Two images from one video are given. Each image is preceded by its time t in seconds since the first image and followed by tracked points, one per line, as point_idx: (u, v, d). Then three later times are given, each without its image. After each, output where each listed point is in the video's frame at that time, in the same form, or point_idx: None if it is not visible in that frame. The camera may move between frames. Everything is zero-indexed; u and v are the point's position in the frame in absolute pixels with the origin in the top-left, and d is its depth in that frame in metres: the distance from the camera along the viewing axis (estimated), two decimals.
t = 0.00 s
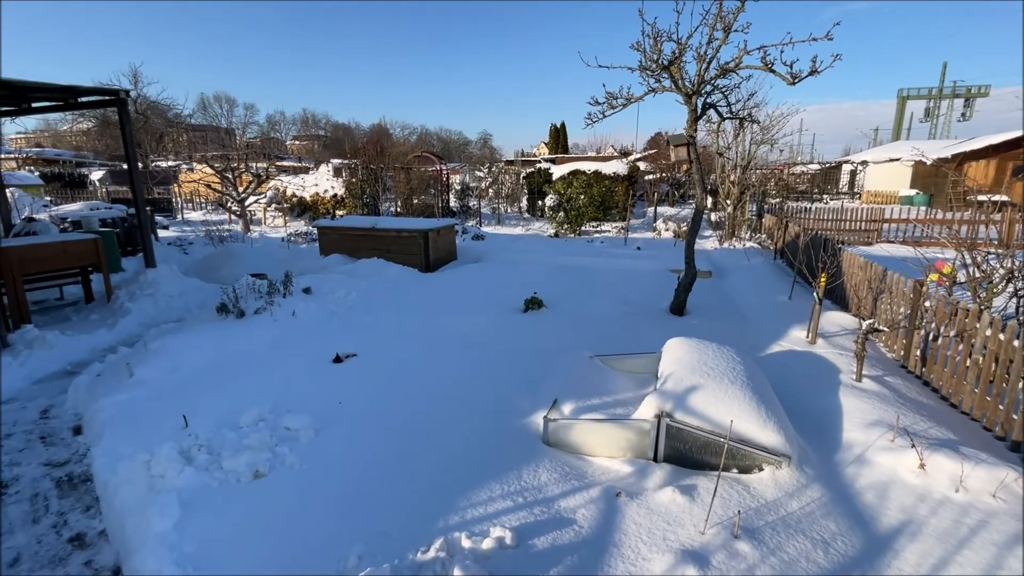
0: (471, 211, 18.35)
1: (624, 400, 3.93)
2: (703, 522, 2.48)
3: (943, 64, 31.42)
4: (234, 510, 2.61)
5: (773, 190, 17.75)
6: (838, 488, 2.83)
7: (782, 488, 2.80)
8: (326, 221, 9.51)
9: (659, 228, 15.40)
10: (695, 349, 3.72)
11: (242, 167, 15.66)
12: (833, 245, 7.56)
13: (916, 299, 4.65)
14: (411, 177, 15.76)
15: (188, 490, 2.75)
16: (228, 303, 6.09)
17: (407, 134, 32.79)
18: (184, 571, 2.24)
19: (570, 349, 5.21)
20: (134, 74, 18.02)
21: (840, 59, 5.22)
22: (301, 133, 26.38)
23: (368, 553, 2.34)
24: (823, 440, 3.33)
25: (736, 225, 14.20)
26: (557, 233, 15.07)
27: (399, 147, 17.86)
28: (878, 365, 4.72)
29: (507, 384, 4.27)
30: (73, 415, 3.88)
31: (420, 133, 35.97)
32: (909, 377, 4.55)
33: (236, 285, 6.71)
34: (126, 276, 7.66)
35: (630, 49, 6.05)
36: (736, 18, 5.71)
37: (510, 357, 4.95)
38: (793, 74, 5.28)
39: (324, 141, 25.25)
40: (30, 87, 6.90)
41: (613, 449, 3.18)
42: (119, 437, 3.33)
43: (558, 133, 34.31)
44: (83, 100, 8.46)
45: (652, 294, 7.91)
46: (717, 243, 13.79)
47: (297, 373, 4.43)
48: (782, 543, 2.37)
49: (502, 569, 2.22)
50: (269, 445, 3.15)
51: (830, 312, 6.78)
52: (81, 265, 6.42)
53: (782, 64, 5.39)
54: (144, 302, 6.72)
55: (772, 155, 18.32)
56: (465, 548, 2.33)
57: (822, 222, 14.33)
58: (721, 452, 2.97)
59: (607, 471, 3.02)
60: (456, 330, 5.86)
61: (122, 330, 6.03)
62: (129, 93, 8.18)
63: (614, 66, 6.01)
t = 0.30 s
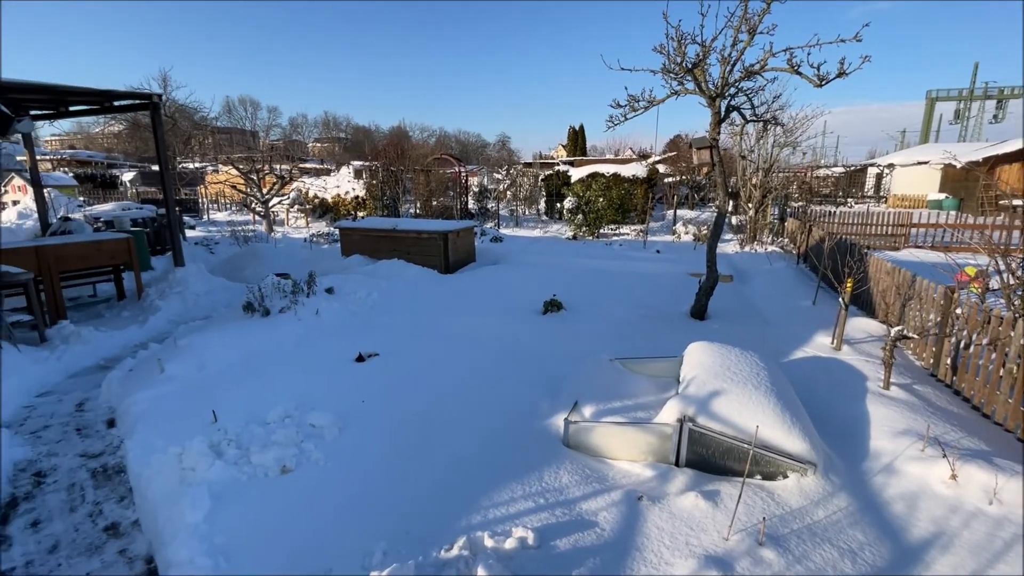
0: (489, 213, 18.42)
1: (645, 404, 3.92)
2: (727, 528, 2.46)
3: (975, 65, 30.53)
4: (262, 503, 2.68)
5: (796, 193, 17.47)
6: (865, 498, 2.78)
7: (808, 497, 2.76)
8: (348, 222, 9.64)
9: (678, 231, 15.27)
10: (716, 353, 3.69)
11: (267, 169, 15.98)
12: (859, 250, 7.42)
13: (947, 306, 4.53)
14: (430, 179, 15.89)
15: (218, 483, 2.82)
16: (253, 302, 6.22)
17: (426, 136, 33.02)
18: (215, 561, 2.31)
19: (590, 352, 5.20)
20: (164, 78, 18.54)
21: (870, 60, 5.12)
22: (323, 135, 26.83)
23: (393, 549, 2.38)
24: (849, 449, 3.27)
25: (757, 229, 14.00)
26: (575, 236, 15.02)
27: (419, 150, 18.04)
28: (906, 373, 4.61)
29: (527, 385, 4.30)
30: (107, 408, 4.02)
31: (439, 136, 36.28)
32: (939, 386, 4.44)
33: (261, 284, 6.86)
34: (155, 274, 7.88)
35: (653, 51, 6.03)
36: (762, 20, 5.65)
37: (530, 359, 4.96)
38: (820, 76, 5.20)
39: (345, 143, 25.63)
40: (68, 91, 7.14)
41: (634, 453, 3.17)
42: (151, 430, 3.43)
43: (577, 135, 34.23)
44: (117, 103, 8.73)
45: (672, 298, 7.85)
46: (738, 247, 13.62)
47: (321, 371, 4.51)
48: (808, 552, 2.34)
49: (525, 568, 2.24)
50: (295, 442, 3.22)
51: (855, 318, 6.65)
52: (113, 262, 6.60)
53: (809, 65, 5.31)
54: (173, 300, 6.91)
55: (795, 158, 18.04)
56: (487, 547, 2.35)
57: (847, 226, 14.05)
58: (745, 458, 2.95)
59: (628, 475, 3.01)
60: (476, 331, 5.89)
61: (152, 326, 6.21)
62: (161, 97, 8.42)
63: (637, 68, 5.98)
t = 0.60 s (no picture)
0: (508, 215, 18.43)
1: (671, 409, 3.87)
2: (759, 539, 2.41)
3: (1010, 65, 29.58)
4: (292, 501, 2.72)
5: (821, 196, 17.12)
6: (902, 511, 2.71)
7: (842, 508, 2.69)
8: (370, 224, 9.75)
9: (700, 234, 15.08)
10: (744, 359, 3.63)
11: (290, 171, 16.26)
12: (889, 255, 7.24)
13: (985, 313, 4.39)
14: (450, 181, 15.98)
15: (249, 481, 2.87)
16: (279, 302, 6.33)
17: (445, 138, 33.23)
18: (247, 558, 2.35)
19: (612, 356, 5.17)
20: (193, 83, 19.01)
21: (905, 60, 4.99)
22: (345, 138, 27.21)
23: (420, 550, 2.39)
24: (883, 460, 3.18)
25: (782, 233, 13.75)
26: (595, 238, 14.94)
27: (439, 153, 18.17)
28: (941, 383, 4.48)
29: (550, 389, 4.28)
30: (140, 404, 4.12)
31: (458, 138, 36.49)
32: (976, 397, 4.30)
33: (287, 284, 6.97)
34: (184, 274, 8.07)
35: (679, 54, 5.97)
36: (792, 21, 5.56)
37: (552, 362, 4.95)
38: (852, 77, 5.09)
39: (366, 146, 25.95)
40: (104, 95, 7.36)
41: (660, 460, 3.13)
42: (183, 426, 3.50)
43: (596, 138, 34.06)
44: (150, 107, 8.98)
45: (695, 302, 7.74)
46: (762, 251, 13.39)
47: (345, 372, 4.56)
48: (843, 565, 2.28)
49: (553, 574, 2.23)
50: (323, 441, 3.26)
51: (886, 325, 6.48)
52: (145, 262, 6.76)
53: (841, 67, 5.20)
54: (201, 299, 7.06)
55: (820, 161, 17.68)
56: (515, 551, 2.35)
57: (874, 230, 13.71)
58: (776, 468, 2.89)
59: (655, 481, 2.98)
60: (498, 333, 5.90)
61: (182, 325, 6.35)
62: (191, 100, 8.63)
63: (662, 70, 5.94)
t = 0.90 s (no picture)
0: (527, 217, 18.40)
1: (700, 416, 3.79)
2: (797, 552, 2.34)
3: None
4: (321, 501, 2.73)
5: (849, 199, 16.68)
6: (948, 527, 2.59)
7: (883, 522, 2.59)
8: (392, 225, 9.82)
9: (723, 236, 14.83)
10: (776, 365, 3.54)
11: (313, 172, 16.49)
12: (924, 260, 7.00)
13: None
14: (470, 183, 16.00)
15: (279, 479, 2.90)
16: (305, 301, 6.40)
17: (464, 140, 33.35)
18: (279, 556, 2.36)
19: (637, 360, 5.09)
20: (220, 86, 19.42)
21: (947, 58, 4.77)
22: (366, 140, 27.52)
23: (450, 554, 2.37)
24: (925, 473, 3.06)
25: (808, 236, 13.43)
26: (615, 241, 14.81)
27: (459, 155, 18.23)
28: (984, 393, 4.29)
29: (575, 392, 4.23)
30: (170, 401, 4.20)
31: (477, 139, 36.67)
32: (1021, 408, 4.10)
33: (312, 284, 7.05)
34: (212, 274, 8.23)
35: (707, 54, 5.88)
36: (825, 19, 5.42)
37: (577, 365, 4.89)
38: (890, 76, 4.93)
39: (387, 148, 26.18)
40: (138, 99, 7.56)
41: (691, 467, 3.06)
42: (213, 424, 3.55)
43: (615, 139, 33.81)
44: (181, 110, 9.18)
45: (720, 306, 7.59)
46: (787, 254, 13.10)
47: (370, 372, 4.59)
48: None
49: None
50: (351, 441, 3.27)
51: (922, 332, 6.25)
52: (175, 262, 6.90)
53: (878, 65, 5.05)
54: (228, 298, 7.19)
55: (848, 162, 17.23)
56: (546, 557, 2.32)
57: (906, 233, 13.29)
58: (812, 478, 2.81)
59: (686, 489, 2.91)
60: (521, 335, 5.87)
61: (209, 323, 6.46)
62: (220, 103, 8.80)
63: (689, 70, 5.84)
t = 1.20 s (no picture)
0: (548, 219, 18.32)
1: (729, 422, 3.69)
2: (839, 565, 2.25)
3: None
4: (349, 500, 2.73)
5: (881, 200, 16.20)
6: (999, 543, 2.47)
7: (929, 537, 2.48)
8: (415, 226, 9.87)
9: (748, 238, 14.53)
10: (811, 371, 3.43)
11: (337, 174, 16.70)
12: (964, 263, 6.74)
13: None
14: (491, 184, 16.01)
15: (308, 477, 2.91)
16: (330, 301, 6.47)
17: (483, 142, 33.43)
18: (309, 554, 2.36)
19: (662, 363, 5.00)
20: (248, 90, 19.83)
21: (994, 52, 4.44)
22: (387, 143, 27.80)
23: (479, 558, 2.35)
24: (972, 485, 2.92)
25: (837, 238, 13.06)
26: (637, 243, 14.65)
27: (480, 156, 18.25)
28: None
29: (600, 395, 4.17)
30: (201, 397, 4.27)
31: (497, 141, 36.71)
32: None
33: (337, 284, 7.12)
34: (240, 274, 8.39)
35: (737, 52, 5.75)
36: (863, 14, 5.25)
37: (601, 368, 4.82)
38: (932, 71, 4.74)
39: (408, 150, 26.39)
40: (171, 103, 7.74)
41: (723, 474, 2.98)
42: (243, 421, 3.60)
43: (636, 140, 33.45)
44: (212, 114, 9.38)
45: (747, 310, 7.42)
46: (815, 257, 12.77)
47: (394, 371, 4.60)
48: None
49: None
50: (377, 440, 3.27)
51: (962, 339, 6.01)
52: (205, 262, 7.05)
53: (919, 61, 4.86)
54: (255, 298, 7.31)
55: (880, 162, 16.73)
56: (576, 564, 2.28)
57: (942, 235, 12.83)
58: (852, 489, 2.70)
59: (718, 497, 2.83)
60: (544, 337, 5.82)
61: (237, 322, 6.58)
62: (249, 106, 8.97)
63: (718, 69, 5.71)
